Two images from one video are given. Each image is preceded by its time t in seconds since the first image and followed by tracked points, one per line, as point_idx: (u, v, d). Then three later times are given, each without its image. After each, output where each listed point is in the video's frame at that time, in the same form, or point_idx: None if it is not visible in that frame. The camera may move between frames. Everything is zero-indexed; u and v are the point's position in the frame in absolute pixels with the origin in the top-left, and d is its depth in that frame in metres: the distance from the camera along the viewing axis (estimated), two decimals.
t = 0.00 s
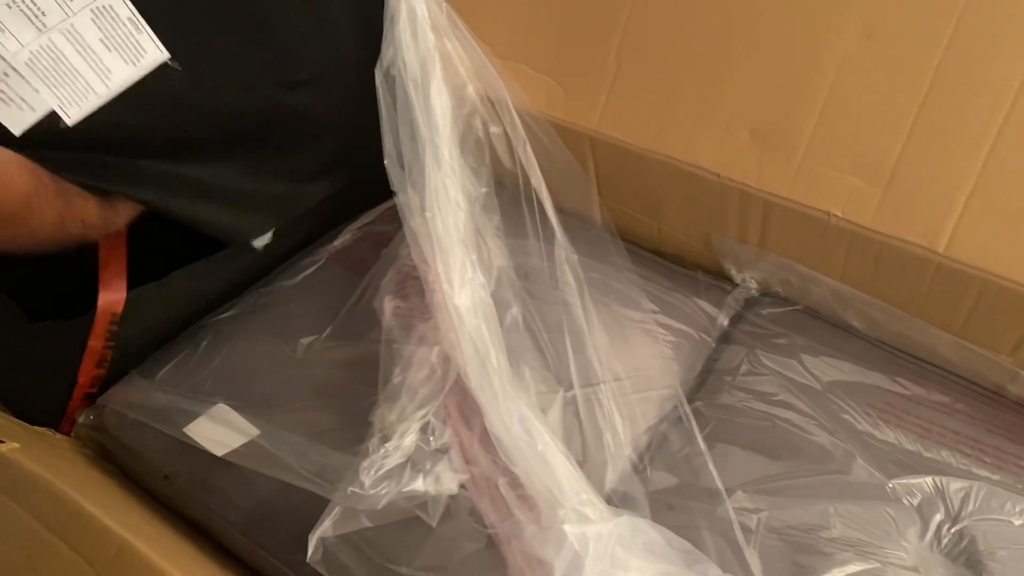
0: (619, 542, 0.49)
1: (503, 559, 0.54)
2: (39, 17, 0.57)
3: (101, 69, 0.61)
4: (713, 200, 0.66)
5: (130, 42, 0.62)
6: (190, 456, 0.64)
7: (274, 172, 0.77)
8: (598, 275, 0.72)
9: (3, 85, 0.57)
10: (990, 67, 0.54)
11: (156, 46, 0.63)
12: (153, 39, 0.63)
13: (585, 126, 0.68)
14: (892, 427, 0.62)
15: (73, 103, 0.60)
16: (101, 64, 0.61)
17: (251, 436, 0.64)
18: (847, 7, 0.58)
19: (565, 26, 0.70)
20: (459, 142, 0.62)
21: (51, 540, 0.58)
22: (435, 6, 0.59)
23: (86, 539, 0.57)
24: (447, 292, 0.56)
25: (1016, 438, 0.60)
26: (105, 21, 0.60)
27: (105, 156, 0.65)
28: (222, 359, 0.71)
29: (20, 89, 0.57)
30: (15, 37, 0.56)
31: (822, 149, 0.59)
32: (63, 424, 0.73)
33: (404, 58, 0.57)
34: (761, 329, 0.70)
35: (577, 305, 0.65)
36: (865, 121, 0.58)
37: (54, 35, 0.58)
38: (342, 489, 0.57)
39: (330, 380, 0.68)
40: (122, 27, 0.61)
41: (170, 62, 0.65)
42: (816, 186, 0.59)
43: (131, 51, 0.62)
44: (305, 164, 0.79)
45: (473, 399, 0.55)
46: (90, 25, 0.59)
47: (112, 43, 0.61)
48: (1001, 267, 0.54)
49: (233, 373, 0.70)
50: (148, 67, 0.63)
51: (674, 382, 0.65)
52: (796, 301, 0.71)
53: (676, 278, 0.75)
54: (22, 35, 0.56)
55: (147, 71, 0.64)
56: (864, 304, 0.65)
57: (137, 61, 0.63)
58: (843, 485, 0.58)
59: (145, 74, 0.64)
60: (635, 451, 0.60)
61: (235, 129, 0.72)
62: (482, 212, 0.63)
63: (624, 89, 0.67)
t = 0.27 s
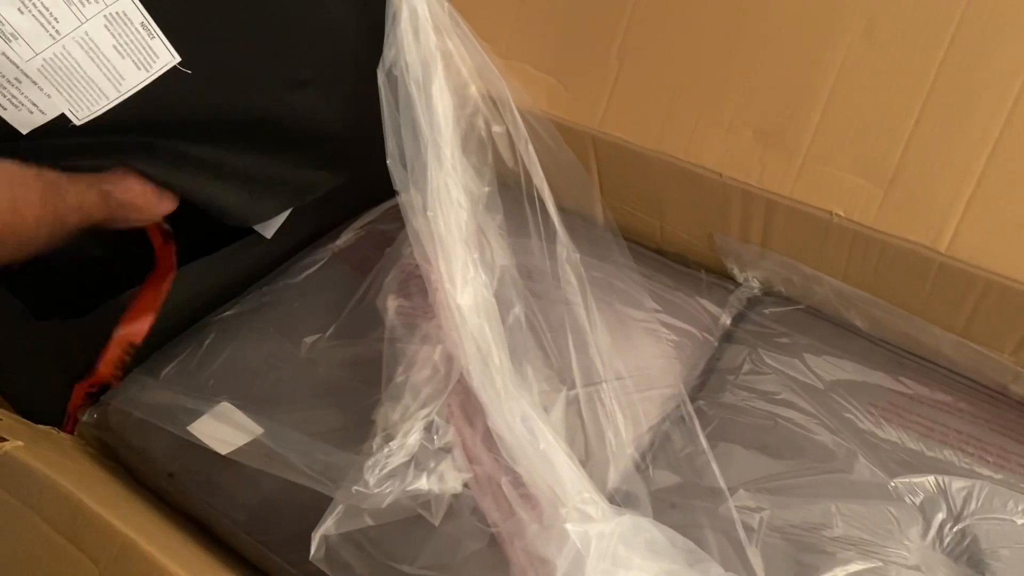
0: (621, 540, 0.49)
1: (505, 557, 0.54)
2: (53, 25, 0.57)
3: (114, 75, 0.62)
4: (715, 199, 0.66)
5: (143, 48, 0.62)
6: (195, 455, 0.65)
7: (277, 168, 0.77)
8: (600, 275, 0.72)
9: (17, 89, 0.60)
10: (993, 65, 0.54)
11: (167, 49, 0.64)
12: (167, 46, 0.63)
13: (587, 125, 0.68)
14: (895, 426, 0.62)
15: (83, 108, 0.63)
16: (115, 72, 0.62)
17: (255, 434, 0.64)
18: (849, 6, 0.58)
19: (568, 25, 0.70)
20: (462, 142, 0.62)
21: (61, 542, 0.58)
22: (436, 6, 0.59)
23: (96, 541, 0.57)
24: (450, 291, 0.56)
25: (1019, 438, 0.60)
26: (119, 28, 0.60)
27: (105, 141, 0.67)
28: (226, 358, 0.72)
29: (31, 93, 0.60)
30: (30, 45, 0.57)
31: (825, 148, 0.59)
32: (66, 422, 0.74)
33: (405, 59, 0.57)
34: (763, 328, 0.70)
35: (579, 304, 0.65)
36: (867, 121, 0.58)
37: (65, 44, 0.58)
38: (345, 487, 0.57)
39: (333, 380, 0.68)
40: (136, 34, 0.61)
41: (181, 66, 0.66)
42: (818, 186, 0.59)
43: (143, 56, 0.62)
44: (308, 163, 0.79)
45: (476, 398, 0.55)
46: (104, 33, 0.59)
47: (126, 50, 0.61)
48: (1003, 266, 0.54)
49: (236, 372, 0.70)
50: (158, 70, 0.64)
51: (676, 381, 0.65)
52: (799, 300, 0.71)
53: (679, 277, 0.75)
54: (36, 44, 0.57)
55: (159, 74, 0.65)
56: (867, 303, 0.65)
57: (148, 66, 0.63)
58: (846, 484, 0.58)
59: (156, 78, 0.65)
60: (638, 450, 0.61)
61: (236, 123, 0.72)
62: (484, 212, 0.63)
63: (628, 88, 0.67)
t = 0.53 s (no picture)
0: (620, 537, 0.49)
1: (505, 554, 0.54)
2: (53, 10, 0.57)
3: (112, 60, 0.62)
4: (715, 197, 0.66)
5: (141, 34, 0.62)
6: (197, 453, 0.65)
7: (278, 172, 0.78)
8: (600, 275, 0.72)
9: (15, 73, 0.59)
10: (988, 63, 0.54)
11: (166, 37, 0.64)
12: (165, 32, 0.63)
13: (587, 124, 0.68)
14: (894, 424, 0.62)
15: (81, 92, 0.62)
16: (113, 55, 0.62)
17: (256, 432, 0.64)
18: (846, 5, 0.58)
19: (568, 24, 0.70)
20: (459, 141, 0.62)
21: (63, 540, 0.58)
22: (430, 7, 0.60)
23: (98, 538, 0.57)
24: (449, 288, 0.57)
25: (1019, 436, 0.60)
26: (118, 14, 0.60)
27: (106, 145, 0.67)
28: (227, 357, 0.72)
29: (29, 76, 0.59)
30: (29, 29, 0.57)
31: (823, 147, 0.59)
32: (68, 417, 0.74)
33: (400, 60, 0.58)
34: (762, 327, 0.71)
35: (579, 302, 0.65)
36: (865, 119, 0.58)
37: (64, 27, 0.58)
38: (346, 484, 0.58)
39: (334, 377, 0.68)
40: (135, 21, 0.61)
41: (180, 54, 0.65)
42: (817, 184, 0.60)
43: (142, 43, 0.62)
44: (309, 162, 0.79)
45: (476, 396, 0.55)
46: (103, 19, 0.60)
47: (125, 36, 0.61)
48: (1002, 263, 0.54)
49: (238, 369, 0.71)
50: (156, 57, 0.64)
51: (676, 379, 0.66)
52: (799, 299, 0.71)
53: (679, 276, 0.75)
54: (36, 28, 0.57)
55: (158, 60, 0.64)
56: (867, 302, 0.65)
57: (146, 53, 0.63)
58: (845, 483, 0.59)
59: (155, 65, 0.64)
60: (638, 449, 0.61)
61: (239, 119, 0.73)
62: (484, 211, 0.63)
63: (627, 87, 0.67)
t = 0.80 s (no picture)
0: (620, 535, 0.49)
1: (505, 552, 0.54)
2: (51, 8, 0.57)
3: (112, 60, 0.62)
4: (715, 196, 0.66)
5: (140, 32, 0.62)
6: (199, 452, 0.66)
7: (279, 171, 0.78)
8: (600, 273, 0.72)
9: (14, 72, 0.59)
10: (988, 61, 0.54)
11: (166, 36, 0.64)
12: (163, 31, 0.63)
13: (587, 123, 0.68)
14: (894, 423, 0.62)
15: (82, 92, 0.62)
16: (112, 56, 0.62)
17: (258, 431, 0.65)
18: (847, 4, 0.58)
19: (569, 23, 0.70)
20: (460, 140, 0.62)
21: (64, 538, 0.58)
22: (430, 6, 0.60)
23: (99, 536, 0.57)
24: (449, 287, 0.57)
25: (1019, 434, 0.60)
26: (116, 12, 0.60)
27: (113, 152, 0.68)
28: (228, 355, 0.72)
29: (29, 76, 0.59)
30: (28, 28, 0.57)
31: (823, 146, 0.59)
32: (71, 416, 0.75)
33: (401, 59, 0.58)
34: (762, 325, 0.71)
35: (579, 301, 0.65)
36: (864, 119, 0.58)
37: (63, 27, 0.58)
38: (347, 482, 0.58)
39: (335, 376, 0.68)
40: (133, 19, 0.61)
41: (181, 52, 0.65)
42: (817, 184, 0.60)
43: (141, 41, 0.63)
44: (310, 161, 0.80)
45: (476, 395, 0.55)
46: (102, 17, 0.60)
47: (123, 35, 0.61)
48: (1001, 262, 0.54)
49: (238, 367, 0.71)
50: (155, 56, 0.64)
51: (676, 378, 0.66)
52: (799, 298, 0.71)
53: (679, 275, 0.75)
54: (35, 27, 0.57)
55: (158, 59, 0.64)
56: (867, 301, 0.65)
57: (146, 51, 0.63)
58: (845, 481, 0.59)
59: (154, 64, 0.64)
60: (638, 448, 0.61)
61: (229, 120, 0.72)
62: (484, 209, 0.63)
63: (627, 86, 0.67)
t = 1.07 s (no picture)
0: (621, 534, 0.49)
1: (506, 552, 0.54)
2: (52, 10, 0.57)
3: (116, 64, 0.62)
4: (717, 195, 0.66)
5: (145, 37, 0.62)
6: (200, 451, 0.66)
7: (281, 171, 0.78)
8: (601, 273, 0.72)
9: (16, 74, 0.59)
10: (990, 61, 0.54)
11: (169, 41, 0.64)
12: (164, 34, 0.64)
13: (589, 122, 0.68)
14: (896, 422, 0.62)
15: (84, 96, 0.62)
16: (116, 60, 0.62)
17: (259, 431, 0.65)
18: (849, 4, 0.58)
19: (571, 23, 0.70)
20: (462, 139, 0.62)
21: (68, 538, 0.58)
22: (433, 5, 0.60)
23: (101, 535, 0.57)
24: (450, 287, 0.57)
25: (1021, 434, 0.60)
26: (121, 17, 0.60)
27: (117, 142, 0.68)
28: (230, 353, 0.72)
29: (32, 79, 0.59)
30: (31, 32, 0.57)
31: (825, 146, 0.59)
32: (70, 416, 0.75)
33: (403, 58, 0.58)
34: (764, 325, 0.71)
35: (581, 300, 0.65)
36: (866, 119, 0.58)
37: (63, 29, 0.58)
38: (348, 481, 0.58)
39: (337, 376, 0.68)
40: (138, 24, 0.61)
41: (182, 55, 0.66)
42: (819, 183, 0.60)
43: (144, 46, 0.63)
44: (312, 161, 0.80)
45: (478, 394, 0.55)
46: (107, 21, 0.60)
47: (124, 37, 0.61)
48: (1003, 262, 0.54)
49: (239, 366, 0.71)
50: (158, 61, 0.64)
51: (678, 377, 0.66)
52: (801, 297, 0.71)
53: (681, 274, 0.75)
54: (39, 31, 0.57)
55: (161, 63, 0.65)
56: (869, 301, 0.65)
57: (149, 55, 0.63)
58: (846, 481, 0.59)
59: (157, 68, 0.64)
60: (639, 447, 0.61)
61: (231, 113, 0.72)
62: (486, 209, 0.63)
63: (629, 85, 0.67)
